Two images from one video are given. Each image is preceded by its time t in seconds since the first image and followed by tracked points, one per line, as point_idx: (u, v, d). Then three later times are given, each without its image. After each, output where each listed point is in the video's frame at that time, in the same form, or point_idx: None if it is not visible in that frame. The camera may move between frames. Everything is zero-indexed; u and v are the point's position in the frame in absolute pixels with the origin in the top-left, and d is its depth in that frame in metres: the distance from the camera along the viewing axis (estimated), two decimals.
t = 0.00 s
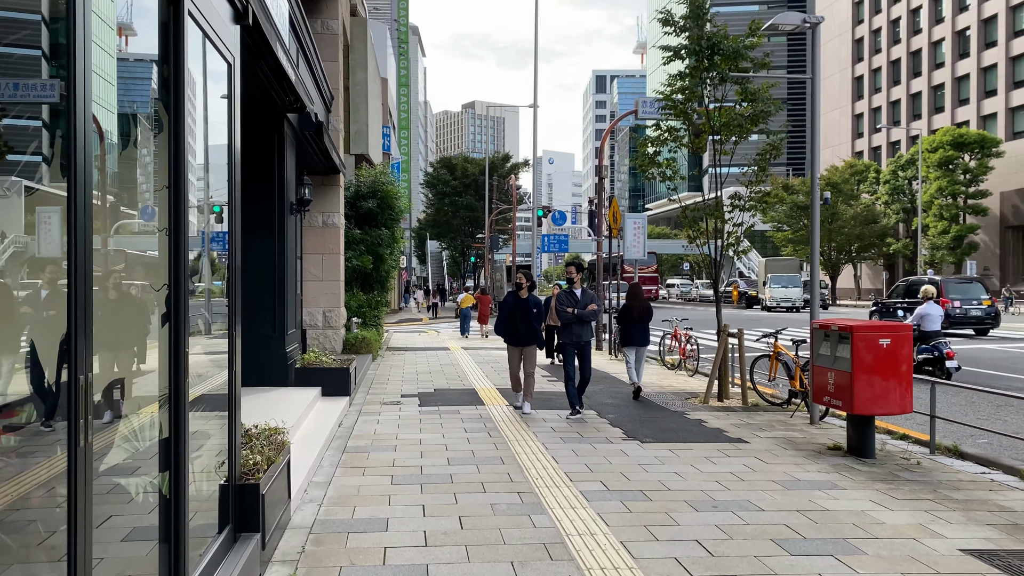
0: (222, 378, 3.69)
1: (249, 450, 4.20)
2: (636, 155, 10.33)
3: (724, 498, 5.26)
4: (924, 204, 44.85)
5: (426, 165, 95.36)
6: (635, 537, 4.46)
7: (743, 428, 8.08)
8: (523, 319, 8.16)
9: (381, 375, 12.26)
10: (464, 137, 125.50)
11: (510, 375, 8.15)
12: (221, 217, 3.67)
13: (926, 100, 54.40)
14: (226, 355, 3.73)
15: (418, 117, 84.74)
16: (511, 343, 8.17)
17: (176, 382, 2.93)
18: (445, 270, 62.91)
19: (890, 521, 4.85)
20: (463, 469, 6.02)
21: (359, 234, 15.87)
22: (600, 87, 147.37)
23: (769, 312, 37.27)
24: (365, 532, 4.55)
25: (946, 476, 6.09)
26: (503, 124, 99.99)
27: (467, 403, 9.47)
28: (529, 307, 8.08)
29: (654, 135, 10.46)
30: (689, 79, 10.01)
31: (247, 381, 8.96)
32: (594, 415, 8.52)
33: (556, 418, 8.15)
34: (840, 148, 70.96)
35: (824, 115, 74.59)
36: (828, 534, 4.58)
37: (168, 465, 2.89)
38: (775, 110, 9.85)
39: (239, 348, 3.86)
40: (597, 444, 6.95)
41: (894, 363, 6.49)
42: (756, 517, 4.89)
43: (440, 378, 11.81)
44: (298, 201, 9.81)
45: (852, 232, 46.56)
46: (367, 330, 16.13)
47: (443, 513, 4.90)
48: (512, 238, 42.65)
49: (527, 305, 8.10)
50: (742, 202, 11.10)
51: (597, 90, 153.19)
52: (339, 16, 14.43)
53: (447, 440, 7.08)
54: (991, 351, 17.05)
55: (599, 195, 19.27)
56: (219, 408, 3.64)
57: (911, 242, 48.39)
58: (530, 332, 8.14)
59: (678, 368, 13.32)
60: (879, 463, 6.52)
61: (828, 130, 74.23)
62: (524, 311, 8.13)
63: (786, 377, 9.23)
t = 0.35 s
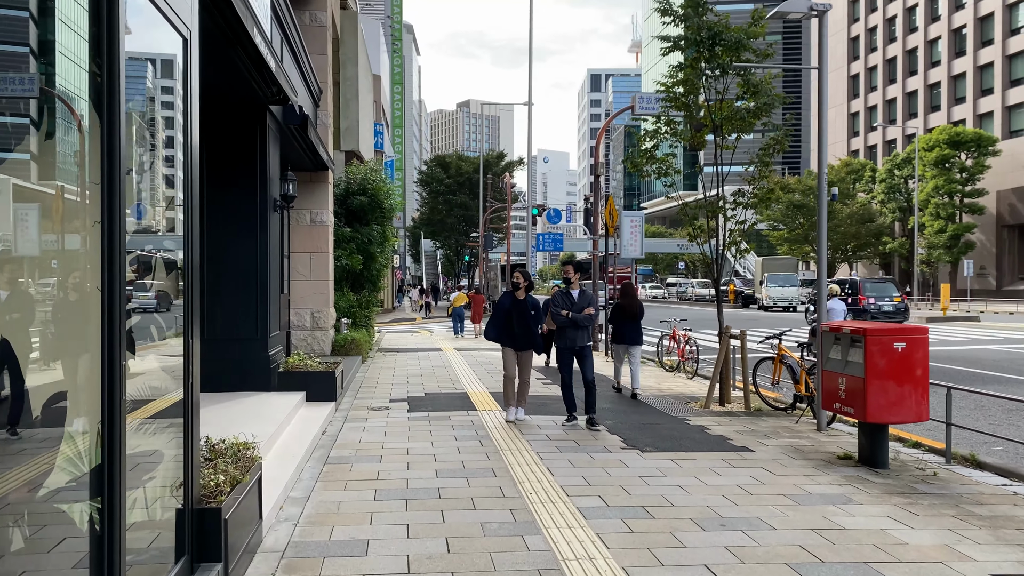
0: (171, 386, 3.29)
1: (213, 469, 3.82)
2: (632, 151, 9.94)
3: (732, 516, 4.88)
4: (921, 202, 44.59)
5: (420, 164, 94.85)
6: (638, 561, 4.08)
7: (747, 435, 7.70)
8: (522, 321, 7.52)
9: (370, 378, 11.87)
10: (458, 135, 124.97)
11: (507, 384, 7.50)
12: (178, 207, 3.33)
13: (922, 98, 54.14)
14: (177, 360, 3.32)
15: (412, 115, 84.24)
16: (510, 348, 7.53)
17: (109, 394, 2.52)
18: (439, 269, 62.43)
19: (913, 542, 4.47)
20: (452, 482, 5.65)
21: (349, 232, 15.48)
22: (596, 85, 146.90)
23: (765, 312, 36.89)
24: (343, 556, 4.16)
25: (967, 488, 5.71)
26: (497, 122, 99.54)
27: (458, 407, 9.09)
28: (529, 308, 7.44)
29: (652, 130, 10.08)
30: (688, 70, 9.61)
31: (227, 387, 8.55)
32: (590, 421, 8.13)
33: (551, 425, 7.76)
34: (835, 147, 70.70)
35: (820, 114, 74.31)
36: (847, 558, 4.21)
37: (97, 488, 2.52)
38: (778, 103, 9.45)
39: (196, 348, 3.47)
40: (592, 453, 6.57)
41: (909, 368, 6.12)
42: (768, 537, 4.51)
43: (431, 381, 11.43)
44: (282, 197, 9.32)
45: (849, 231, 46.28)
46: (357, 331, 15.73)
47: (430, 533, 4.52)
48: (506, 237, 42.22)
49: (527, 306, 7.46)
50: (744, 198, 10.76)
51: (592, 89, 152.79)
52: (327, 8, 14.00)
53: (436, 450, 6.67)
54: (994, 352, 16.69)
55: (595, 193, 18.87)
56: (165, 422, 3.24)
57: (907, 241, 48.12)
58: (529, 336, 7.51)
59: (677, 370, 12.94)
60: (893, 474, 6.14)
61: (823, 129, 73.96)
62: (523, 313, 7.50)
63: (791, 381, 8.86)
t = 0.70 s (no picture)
0: (121, 405, 2.94)
1: (175, 494, 3.43)
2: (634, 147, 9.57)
3: (748, 539, 4.51)
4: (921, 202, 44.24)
5: (418, 163, 94.45)
6: None
7: (757, 444, 7.33)
8: (519, 325, 7.06)
9: (363, 381, 11.49)
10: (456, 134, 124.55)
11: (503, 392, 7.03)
12: (142, 215, 3.12)
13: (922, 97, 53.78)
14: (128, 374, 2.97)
15: (410, 114, 83.81)
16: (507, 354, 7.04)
17: (28, 417, 2.36)
18: (437, 269, 62.01)
19: (945, 570, 4.09)
20: (444, 499, 5.28)
21: (342, 232, 15.09)
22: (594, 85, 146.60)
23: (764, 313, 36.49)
24: None
25: (996, 506, 5.33)
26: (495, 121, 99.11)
27: (453, 414, 8.71)
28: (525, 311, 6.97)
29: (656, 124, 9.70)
30: (693, 62, 9.22)
31: (210, 395, 8.16)
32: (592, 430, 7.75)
33: (551, 435, 7.38)
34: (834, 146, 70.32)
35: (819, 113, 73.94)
36: None
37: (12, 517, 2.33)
38: (788, 97, 9.02)
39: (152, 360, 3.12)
40: (594, 466, 6.19)
41: (931, 376, 5.73)
42: (787, 563, 4.14)
43: (426, 385, 11.04)
44: (268, 194, 8.88)
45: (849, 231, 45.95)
46: (351, 333, 15.35)
47: (418, 559, 4.16)
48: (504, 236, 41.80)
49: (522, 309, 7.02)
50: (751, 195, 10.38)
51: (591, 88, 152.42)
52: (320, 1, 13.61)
53: (428, 462, 6.29)
54: (1004, 354, 16.27)
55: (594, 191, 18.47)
56: (116, 445, 2.90)
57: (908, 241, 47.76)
58: (526, 340, 7.04)
59: (680, 373, 12.56)
60: (916, 489, 5.76)
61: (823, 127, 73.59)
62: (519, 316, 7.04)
63: (800, 387, 8.48)
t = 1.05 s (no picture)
0: (78, 421, 2.59)
1: (146, 516, 3.09)
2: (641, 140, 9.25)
3: (772, 558, 4.17)
4: (924, 200, 43.90)
5: (417, 161, 94.16)
6: None
7: (773, 451, 6.99)
8: (525, 326, 6.64)
9: (360, 383, 11.16)
10: (456, 133, 124.24)
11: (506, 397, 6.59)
12: (103, 204, 2.76)
13: (924, 94, 53.47)
14: (86, 384, 2.62)
15: (409, 113, 83.56)
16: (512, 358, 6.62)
17: None
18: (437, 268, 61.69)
19: None
20: (444, 511, 4.94)
21: (339, 230, 14.73)
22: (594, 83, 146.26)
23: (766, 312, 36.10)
24: None
25: None
26: (495, 120, 98.79)
27: (454, 418, 8.35)
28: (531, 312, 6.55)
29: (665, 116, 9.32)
30: (704, 52, 8.82)
31: (201, 399, 7.83)
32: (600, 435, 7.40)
33: (556, 441, 7.05)
34: (836, 144, 69.97)
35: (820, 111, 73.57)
36: None
37: None
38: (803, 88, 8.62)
39: (116, 367, 2.79)
40: (603, 475, 5.83)
41: (963, 381, 5.38)
42: None
43: (426, 388, 10.68)
44: (260, 188, 8.51)
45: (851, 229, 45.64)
46: (349, 333, 15.01)
47: None
48: (505, 235, 41.47)
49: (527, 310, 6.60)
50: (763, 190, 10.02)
51: (591, 87, 152.18)
52: None
53: (428, 471, 5.95)
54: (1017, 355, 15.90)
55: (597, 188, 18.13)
56: (72, 466, 2.55)
57: (910, 239, 47.43)
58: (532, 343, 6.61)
59: (687, 375, 12.20)
60: (945, 501, 5.42)
61: (824, 125, 73.22)
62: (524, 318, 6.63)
63: (816, 390, 8.13)
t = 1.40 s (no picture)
0: (23, 435, 2.25)
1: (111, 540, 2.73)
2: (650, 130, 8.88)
3: None
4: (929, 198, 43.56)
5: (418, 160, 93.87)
6: None
7: (794, 456, 6.63)
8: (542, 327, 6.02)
9: (359, 384, 10.80)
10: (457, 131, 123.92)
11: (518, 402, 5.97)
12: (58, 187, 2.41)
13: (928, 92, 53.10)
14: (33, 393, 2.28)
15: (410, 111, 83.24)
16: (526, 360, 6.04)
17: None
18: (437, 266, 61.41)
19: None
20: (448, 525, 4.58)
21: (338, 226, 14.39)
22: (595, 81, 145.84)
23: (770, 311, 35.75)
24: None
25: None
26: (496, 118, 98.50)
27: (457, 421, 7.99)
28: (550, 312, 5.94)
29: (676, 106, 8.97)
30: (717, 39, 8.48)
31: (192, 401, 7.47)
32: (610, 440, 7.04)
33: (565, 446, 6.69)
34: (838, 142, 69.60)
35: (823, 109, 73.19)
36: None
37: None
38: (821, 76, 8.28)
39: (72, 375, 2.43)
40: (616, 484, 5.48)
41: (1003, 384, 5.02)
42: None
43: (427, 389, 10.32)
44: (254, 180, 8.12)
45: (854, 228, 45.29)
46: (348, 332, 14.67)
47: None
48: (506, 233, 41.13)
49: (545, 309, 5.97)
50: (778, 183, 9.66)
51: (592, 85, 151.82)
52: None
53: (430, 479, 5.60)
54: None
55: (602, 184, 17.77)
56: (15, 487, 2.21)
57: (914, 237, 47.04)
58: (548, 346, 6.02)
59: (697, 376, 11.84)
60: (984, 512, 5.05)
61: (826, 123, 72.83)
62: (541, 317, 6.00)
63: (836, 392, 7.76)
